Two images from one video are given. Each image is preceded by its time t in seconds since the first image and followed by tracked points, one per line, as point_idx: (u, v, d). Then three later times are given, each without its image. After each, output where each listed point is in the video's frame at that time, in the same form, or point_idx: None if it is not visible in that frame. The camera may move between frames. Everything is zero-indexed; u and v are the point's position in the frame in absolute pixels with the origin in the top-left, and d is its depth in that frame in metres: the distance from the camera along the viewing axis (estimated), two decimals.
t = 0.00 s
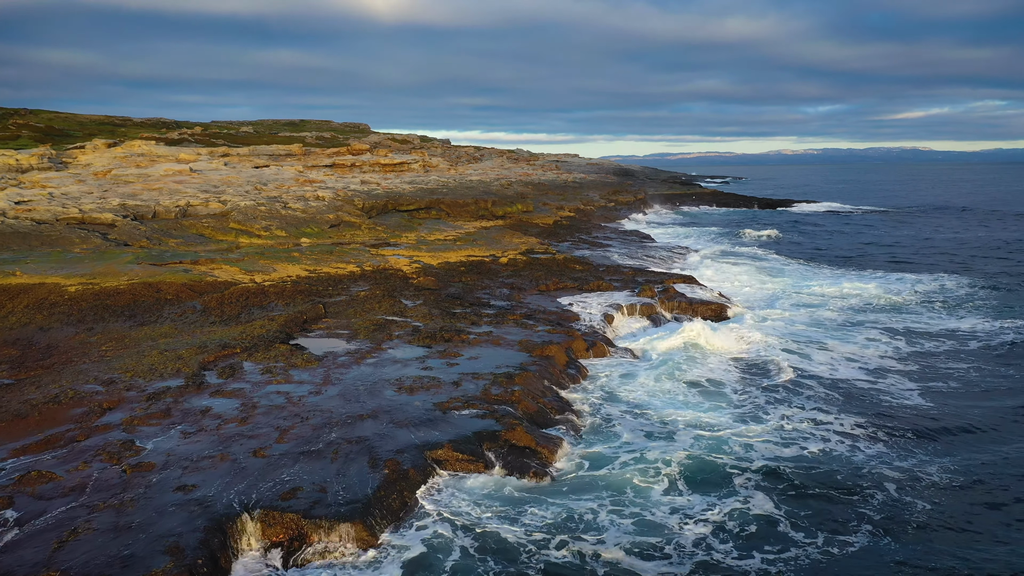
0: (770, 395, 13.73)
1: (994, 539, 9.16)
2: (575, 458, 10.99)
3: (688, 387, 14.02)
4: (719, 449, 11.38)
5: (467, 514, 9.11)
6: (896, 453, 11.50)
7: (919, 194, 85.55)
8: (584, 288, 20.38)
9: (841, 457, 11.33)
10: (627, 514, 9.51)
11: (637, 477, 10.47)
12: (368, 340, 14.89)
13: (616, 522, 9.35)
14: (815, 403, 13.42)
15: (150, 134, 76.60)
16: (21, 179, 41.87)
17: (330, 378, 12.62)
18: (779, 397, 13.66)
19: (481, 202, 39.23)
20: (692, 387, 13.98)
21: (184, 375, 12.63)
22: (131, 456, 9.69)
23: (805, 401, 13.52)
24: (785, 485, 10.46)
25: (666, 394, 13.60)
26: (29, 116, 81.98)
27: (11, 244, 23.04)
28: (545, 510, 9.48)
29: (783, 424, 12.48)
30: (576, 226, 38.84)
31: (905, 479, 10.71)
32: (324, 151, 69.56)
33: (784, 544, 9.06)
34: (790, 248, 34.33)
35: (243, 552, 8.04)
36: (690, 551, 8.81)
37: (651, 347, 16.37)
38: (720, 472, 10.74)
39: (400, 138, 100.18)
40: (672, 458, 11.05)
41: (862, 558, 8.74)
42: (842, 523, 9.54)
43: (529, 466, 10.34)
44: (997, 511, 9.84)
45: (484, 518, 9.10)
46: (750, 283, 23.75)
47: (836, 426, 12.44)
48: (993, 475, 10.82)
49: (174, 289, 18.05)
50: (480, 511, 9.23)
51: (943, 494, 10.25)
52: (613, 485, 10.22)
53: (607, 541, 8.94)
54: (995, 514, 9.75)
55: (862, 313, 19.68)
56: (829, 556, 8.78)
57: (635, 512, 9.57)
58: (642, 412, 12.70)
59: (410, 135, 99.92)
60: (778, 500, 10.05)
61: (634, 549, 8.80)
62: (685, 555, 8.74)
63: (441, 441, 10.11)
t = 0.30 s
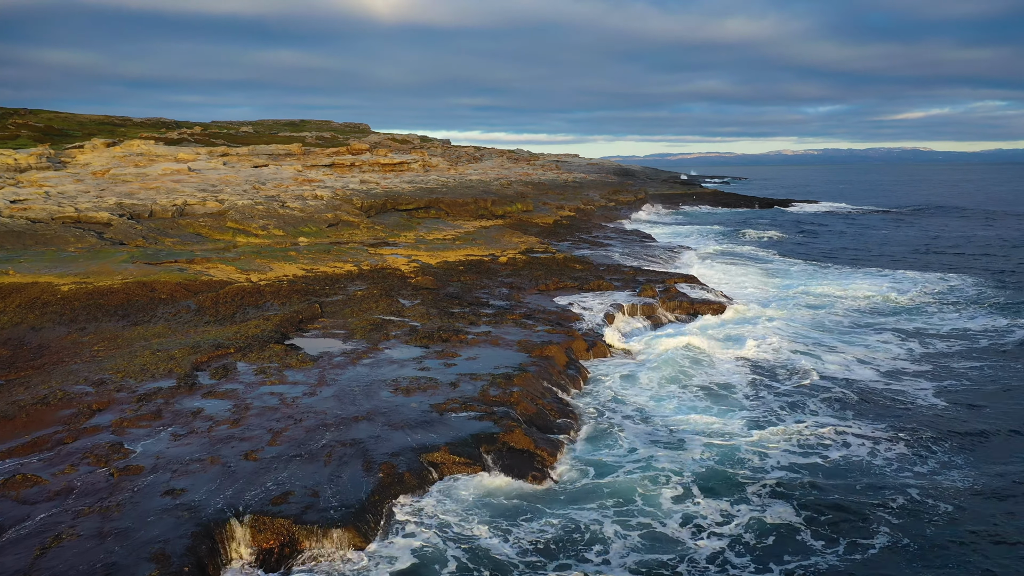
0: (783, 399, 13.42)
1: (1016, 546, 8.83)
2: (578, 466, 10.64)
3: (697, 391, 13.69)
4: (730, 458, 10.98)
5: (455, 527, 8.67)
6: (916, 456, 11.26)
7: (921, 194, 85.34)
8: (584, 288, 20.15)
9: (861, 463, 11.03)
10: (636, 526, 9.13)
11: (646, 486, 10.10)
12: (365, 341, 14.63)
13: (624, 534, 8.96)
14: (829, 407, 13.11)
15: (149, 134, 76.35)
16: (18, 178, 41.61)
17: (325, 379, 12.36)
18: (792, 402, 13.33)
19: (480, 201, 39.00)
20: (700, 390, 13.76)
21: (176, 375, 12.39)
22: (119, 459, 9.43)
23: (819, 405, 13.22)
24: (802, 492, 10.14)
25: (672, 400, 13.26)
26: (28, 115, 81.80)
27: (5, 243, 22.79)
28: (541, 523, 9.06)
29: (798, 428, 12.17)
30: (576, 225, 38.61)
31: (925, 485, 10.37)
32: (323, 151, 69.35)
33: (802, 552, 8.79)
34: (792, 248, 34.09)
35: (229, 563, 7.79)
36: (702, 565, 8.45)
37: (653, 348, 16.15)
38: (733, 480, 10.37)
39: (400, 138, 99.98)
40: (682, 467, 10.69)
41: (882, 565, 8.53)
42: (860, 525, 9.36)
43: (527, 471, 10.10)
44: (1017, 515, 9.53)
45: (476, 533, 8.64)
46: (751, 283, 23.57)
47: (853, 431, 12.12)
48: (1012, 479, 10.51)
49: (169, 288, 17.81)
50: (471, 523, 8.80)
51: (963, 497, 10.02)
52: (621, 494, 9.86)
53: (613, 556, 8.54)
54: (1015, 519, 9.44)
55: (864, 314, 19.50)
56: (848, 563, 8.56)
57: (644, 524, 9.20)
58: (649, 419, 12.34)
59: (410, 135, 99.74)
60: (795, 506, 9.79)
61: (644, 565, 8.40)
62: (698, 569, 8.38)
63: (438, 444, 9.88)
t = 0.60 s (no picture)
0: (797, 405, 13.07)
1: None
2: (579, 475, 10.21)
3: (707, 397, 13.32)
4: (745, 468, 10.62)
5: (446, 542, 8.25)
6: (933, 457, 11.03)
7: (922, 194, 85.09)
8: (585, 287, 19.89)
9: (884, 467, 10.78)
10: (646, 538, 8.74)
11: (655, 497, 9.73)
12: (362, 341, 14.36)
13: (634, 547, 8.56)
14: (846, 412, 12.80)
15: (148, 133, 76.00)
16: (15, 177, 41.29)
17: (319, 380, 12.09)
18: (806, 407, 12.96)
19: (480, 200, 38.71)
20: (708, 393, 13.51)
21: (167, 376, 12.12)
22: (106, 462, 9.16)
23: (836, 410, 12.89)
24: (820, 500, 9.82)
25: (678, 406, 12.86)
26: (27, 114, 81.56)
27: None
28: (539, 535, 8.62)
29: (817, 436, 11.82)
30: (576, 224, 38.32)
31: (946, 491, 10.04)
32: (322, 150, 69.08)
33: (819, 553, 8.62)
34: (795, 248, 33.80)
35: (217, 572, 7.52)
36: None
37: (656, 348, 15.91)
38: (748, 490, 10.01)
39: (400, 138, 99.71)
40: (692, 476, 10.33)
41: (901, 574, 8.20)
42: (877, 524, 9.20)
43: (524, 475, 9.85)
44: None
45: (469, 549, 8.19)
46: (753, 283, 23.34)
47: (872, 437, 11.79)
48: None
49: (163, 287, 17.55)
50: (462, 538, 8.35)
51: (983, 498, 9.81)
52: (629, 505, 9.47)
53: (622, 570, 8.12)
54: None
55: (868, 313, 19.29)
56: (865, 565, 8.36)
57: (653, 535, 8.82)
58: (657, 425, 12.01)
59: (410, 134, 99.45)
60: (810, 512, 9.52)
61: None
62: None
63: (434, 446, 9.62)
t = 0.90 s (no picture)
0: (812, 411, 12.78)
1: None
2: (579, 487, 9.81)
3: (716, 403, 13.00)
4: (762, 480, 10.27)
5: (440, 561, 7.82)
6: (947, 461, 10.75)
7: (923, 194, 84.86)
8: (585, 287, 19.64)
9: (906, 471, 10.54)
10: (656, 554, 8.42)
11: (662, 510, 9.40)
12: (358, 342, 14.09)
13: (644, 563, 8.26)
14: (866, 416, 12.54)
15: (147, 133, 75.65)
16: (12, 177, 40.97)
17: (314, 383, 11.80)
18: (823, 414, 12.66)
19: (479, 200, 38.44)
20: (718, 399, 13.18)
21: (158, 379, 11.85)
22: (92, 469, 8.89)
23: (853, 416, 12.59)
24: (837, 508, 9.55)
25: (684, 412, 12.59)
26: (26, 114, 81.28)
27: None
28: (541, 552, 8.27)
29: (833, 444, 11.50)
30: (576, 224, 38.04)
31: (962, 494, 9.78)
32: (322, 150, 68.81)
33: (831, 557, 8.44)
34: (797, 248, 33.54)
35: None
36: None
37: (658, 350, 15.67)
38: (762, 501, 9.71)
39: (400, 138, 99.41)
40: (703, 488, 10.02)
41: None
42: (890, 529, 8.97)
43: (524, 481, 9.59)
44: None
45: (465, 568, 7.78)
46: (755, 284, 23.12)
47: (895, 444, 11.45)
48: None
49: (156, 288, 17.29)
50: (457, 557, 7.93)
51: (999, 501, 9.56)
52: (637, 519, 9.15)
53: None
54: None
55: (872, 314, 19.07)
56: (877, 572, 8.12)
57: (663, 550, 8.51)
58: (665, 433, 11.70)
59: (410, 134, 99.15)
60: (824, 521, 9.25)
61: None
62: None
63: (430, 452, 9.35)
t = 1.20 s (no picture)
0: (826, 414, 12.50)
1: None
2: (582, 498, 9.51)
3: (725, 407, 12.71)
4: (777, 488, 9.93)
5: None
6: (961, 463, 10.46)
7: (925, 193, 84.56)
8: (585, 287, 19.34)
9: (926, 471, 10.29)
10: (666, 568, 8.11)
11: (669, 523, 9.07)
12: (353, 343, 13.81)
13: None
14: (881, 418, 12.29)
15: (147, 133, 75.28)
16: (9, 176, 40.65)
17: (307, 385, 11.50)
18: (839, 417, 12.39)
19: (479, 199, 38.13)
20: (727, 403, 12.92)
21: (148, 381, 11.56)
22: (76, 473, 8.60)
23: (869, 417, 12.32)
24: (846, 510, 9.35)
25: (690, 417, 12.29)
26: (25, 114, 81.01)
27: None
28: (544, 569, 7.94)
29: (845, 447, 11.25)
30: (577, 224, 37.70)
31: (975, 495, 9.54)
32: (321, 150, 68.51)
33: (839, 563, 8.16)
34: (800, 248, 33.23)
35: None
36: None
37: (660, 351, 15.38)
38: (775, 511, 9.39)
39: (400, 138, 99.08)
40: (712, 498, 9.70)
41: None
42: (900, 535, 8.68)
43: (523, 488, 9.31)
44: None
45: None
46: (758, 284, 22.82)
47: (912, 445, 11.18)
48: None
49: (149, 287, 17.00)
50: None
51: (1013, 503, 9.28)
52: (643, 533, 8.83)
53: None
54: None
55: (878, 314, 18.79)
56: None
57: (672, 565, 8.19)
58: (674, 440, 11.41)
59: (411, 134, 98.80)
60: (832, 526, 8.96)
61: None
62: None
63: (425, 457, 9.05)
